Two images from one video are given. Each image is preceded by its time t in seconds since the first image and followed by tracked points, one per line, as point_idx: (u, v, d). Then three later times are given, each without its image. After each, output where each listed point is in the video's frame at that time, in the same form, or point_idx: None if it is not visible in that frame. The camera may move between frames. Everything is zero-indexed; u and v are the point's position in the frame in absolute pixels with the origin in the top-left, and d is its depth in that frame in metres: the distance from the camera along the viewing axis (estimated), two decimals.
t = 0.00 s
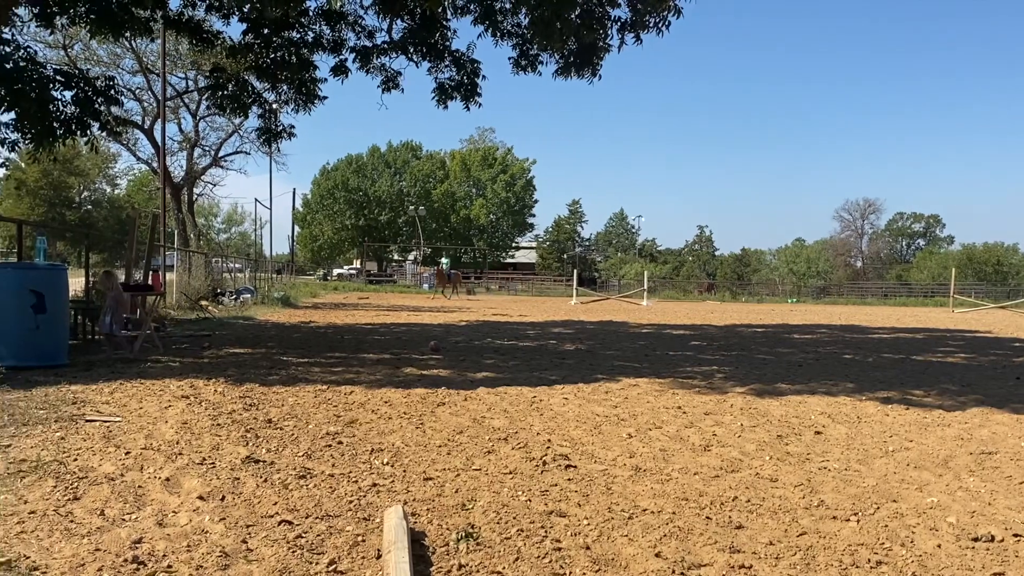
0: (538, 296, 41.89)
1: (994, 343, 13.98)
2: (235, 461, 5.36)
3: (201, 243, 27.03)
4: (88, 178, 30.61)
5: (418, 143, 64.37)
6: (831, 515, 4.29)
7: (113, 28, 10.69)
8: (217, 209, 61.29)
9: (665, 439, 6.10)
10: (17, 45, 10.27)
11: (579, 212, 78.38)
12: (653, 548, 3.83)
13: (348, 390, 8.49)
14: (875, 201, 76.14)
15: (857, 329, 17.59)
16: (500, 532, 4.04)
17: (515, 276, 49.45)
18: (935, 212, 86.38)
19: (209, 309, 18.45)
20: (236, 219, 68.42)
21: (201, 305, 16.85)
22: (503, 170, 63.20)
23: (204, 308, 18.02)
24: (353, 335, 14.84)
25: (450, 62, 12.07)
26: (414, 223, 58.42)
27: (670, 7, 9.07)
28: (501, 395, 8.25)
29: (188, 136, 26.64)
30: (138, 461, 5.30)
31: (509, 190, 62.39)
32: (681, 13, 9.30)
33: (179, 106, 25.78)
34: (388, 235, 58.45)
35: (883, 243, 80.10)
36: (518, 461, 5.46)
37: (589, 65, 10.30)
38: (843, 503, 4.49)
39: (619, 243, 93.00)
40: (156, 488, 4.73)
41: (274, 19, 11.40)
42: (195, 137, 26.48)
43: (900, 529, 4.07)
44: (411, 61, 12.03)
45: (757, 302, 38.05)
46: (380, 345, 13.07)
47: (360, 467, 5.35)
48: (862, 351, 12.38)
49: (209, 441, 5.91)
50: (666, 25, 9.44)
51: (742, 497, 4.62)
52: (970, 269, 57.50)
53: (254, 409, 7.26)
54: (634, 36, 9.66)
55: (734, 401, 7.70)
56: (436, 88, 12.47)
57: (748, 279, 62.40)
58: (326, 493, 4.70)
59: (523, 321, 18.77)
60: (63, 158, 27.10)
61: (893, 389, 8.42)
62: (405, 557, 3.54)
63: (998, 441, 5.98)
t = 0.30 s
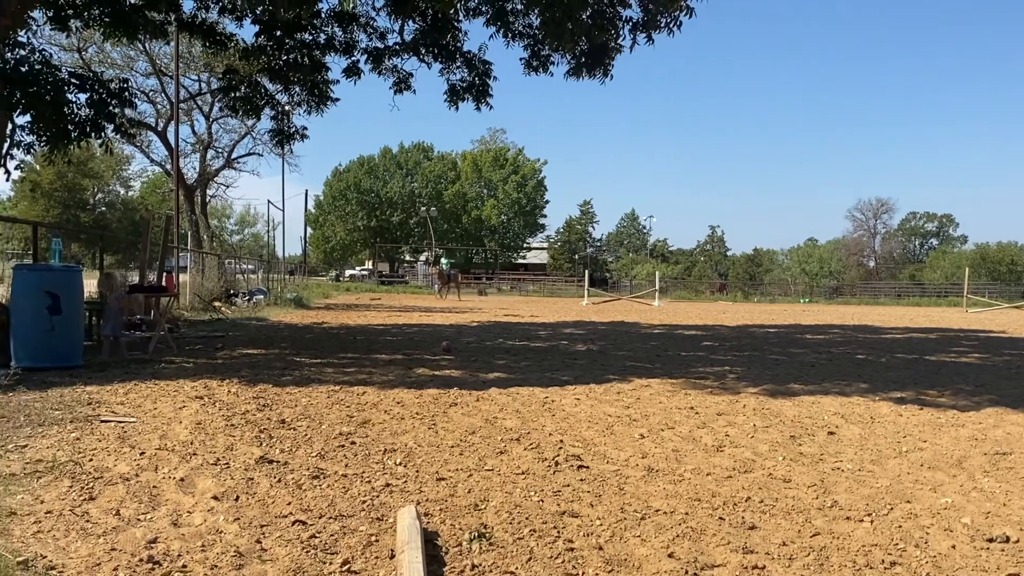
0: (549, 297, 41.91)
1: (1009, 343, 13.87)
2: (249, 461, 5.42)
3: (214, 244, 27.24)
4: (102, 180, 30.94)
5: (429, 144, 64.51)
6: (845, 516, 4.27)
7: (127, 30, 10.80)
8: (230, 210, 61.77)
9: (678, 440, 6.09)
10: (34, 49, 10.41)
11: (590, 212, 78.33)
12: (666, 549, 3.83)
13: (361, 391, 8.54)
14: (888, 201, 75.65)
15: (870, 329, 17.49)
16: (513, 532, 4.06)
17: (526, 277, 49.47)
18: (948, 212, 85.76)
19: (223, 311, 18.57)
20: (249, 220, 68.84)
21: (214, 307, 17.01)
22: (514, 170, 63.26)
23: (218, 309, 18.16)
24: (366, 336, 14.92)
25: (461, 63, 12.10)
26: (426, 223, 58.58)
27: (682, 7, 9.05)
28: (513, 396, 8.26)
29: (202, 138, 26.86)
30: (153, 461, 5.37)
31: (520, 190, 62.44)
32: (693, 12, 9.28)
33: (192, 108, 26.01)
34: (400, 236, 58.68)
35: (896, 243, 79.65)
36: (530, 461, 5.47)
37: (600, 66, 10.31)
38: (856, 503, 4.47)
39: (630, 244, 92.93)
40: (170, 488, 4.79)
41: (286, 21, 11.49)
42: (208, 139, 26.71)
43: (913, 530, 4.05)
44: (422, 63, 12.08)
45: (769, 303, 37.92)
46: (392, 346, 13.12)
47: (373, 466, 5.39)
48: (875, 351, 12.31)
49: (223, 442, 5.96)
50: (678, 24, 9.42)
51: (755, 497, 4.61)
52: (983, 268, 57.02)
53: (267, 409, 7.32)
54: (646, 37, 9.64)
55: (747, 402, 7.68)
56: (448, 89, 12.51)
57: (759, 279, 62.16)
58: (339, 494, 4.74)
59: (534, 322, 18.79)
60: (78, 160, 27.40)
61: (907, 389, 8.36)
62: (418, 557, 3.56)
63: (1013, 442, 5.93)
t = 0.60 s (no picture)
0: (558, 298, 41.94)
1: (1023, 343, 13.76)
2: (261, 461, 5.46)
3: (226, 246, 27.40)
4: (114, 183, 31.20)
5: (439, 145, 64.62)
6: (857, 516, 4.26)
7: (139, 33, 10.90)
8: (241, 212, 62.11)
9: (689, 440, 6.09)
10: (48, 53, 10.52)
11: (600, 213, 78.22)
12: (678, 549, 3.84)
13: (373, 392, 8.57)
14: (900, 201, 75.23)
15: (882, 329, 17.38)
16: (525, 533, 4.07)
17: (536, 277, 49.47)
18: (961, 211, 85.29)
19: (235, 312, 18.67)
20: (260, 222, 69.22)
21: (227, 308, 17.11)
22: (524, 171, 63.31)
23: (230, 311, 18.27)
24: (377, 337, 14.97)
25: (472, 65, 12.13)
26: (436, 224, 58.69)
27: (692, 7, 9.03)
28: (524, 396, 8.28)
29: (213, 140, 27.04)
30: (167, 462, 5.42)
31: (530, 191, 62.49)
32: (704, 12, 9.25)
33: (204, 110, 26.20)
34: (410, 237, 58.81)
35: (909, 242, 79.19)
36: (542, 462, 5.48)
37: (610, 67, 10.31)
38: (869, 503, 4.46)
39: (640, 244, 92.81)
40: (184, 488, 4.84)
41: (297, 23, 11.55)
42: (220, 141, 26.87)
43: (926, 530, 4.03)
44: (433, 64, 12.11)
45: (779, 303, 37.80)
46: (403, 347, 13.17)
47: (385, 467, 5.42)
48: (887, 351, 12.24)
49: (236, 442, 6.01)
50: (689, 24, 9.40)
51: (767, 497, 4.61)
52: (996, 267, 56.64)
53: (279, 410, 7.36)
54: (656, 36, 9.63)
55: (759, 402, 7.67)
56: (459, 91, 12.54)
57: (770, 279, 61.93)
58: (352, 494, 4.77)
59: (544, 322, 18.79)
60: (91, 162, 27.66)
61: (921, 390, 8.31)
62: (430, 557, 3.58)
63: None
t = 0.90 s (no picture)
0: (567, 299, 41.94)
1: None
2: (273, 462, 5.50)
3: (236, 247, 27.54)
4: (125, 185, 31.47)
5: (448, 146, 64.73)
6: (869, 517, 4.25)
7: (150, 36, 10.99)
8: (251, 214, 62.45)
9: (700, 441, 6.09)
10: (59, 56, 10.63)
11: (609, 213, 78.12)
12: (689, 550, 3.84)
13: (383, 393, 8.61)
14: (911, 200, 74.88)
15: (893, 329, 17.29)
16: (536, 533, 4.09)
17: (545, 278, 49.46)
18: (972, 210, 84.83)
19: (245, 313, 18.76)
20: (270, 224, 69.53)
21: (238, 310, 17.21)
22: (533, 172, 63.37)
23: (241, 312, 18.37)
24: (387, 338, 15.01)
25: (481, 66, 12.17)
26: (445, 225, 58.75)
27: (701, 7, 9.03)
28: (534, 397, 8.29)
29: (223, 142, 27.20)
30: (179, 463, 5.47)
31: (539, 192, 62.53)
32: (713, 13, 9.25)
33: (214, 112, 26.37)
34: (419, 238, 58.91)
35: (919, 242, 78.79)
36: (553, 463, 5.49)
37: (618, 68, 10.31)
38: (880, 504, 4.44)
39: (650, 244, 92.69)
40: (196, 490, 4.87)
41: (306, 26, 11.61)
42: (230, 143, 27.03)
43: (939, 531, 4.02)
44: (442, 66, 12.16)
45: (789, 303, 37.69)
46: (413, 348, 13.21)
47: (396, 468, 5.45)
48: (899, 352, 12.18)
49: (247, 443, 6.06)
50: (698, 25, 9.40)
51: (778, 498, 4.60)
52: (1008, 267, 56.31)
53: (290, 412, 7.41)
54: (664, 37, 9.63)
55: (769, 402, 7.66)
56: (468, 92, 12.58)
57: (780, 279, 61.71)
58: (363, 495, 4.80)
59: (554, 323, 18.79)
60: (103, 165, 27.89)
61: (933, 390, 8.26)
62: (442, 558, 3.60)
63: None
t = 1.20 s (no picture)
0: (575, 300, 41.93)
1: None
2: (282, 464, 5.53)
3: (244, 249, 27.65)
4: (134, 188, 31.68)
5: (455, 148, 64.86)
6: (879, 517, 4.24)
7: (158, 39, 11.07)
8: (259, 216, 62.71)
9: (709, 441, 6.07)
10: (69, 60, 10.71)
11: (617, 213, 78.06)
12: (699, 550, 3.84)
13: (392, 394, 8.63)
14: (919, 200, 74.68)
15: (902, 329, 17.22)
16: (545, 534, 4.10)
17: (553, 279, 49.44)
18: (981, 209, 84.54)
19: (253, 316, 18.83)
20: (278, 226, 69.76)
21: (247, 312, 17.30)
22: (540, 173, 63.45)
23: (249, 314, 18.44)
24: (395, 340, 15.03)
25: (487, 67, 12.20)
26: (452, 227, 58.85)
27: (708, 9, 9.04)
28: (541, 398, 8.29)
29: (232, 144, 27.34)
30: (189, 464, 5.51)
31: (546, 193, 62.59)
32: (721, 13, 9.26)
33: (222, 115, 26.52)
34: (427, 239, 59.01)
35: (928, 241, 78.54)
36: (561, 464, 5.49)
37: (623, 70, 10.32)
38: (891, 504, 4.43)
39: (657, 245, 92.56)
40: (206, 491, 4.91)
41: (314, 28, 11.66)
42: (238, 145, 27.16)
43: (949, 531, 4.00)
44: (449, 67, 12.19)
45: (797, 304, 37.63)
46: (421, 349, 13.23)
47: (405, 469, 5.47)
48: (908, 351, 12.13)
49: (257, 445, 6.09)
50: (705, 25, 9.40)
51: (787, 498, 4.60)
52: (1017, 266, 56.02)
53: (299, 413, 7.44)
54: (672, 38, 9.65)
55: (778, 402, 7.64)
56: (475, 93, 12.60)
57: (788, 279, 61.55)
58: (372, 496, 4.82)
59: (561, 324, 18.78)
60: (112, 168, 28.07)
61: (943, 389, 8.22)
62: (452, 559, 3.62)
63: None
